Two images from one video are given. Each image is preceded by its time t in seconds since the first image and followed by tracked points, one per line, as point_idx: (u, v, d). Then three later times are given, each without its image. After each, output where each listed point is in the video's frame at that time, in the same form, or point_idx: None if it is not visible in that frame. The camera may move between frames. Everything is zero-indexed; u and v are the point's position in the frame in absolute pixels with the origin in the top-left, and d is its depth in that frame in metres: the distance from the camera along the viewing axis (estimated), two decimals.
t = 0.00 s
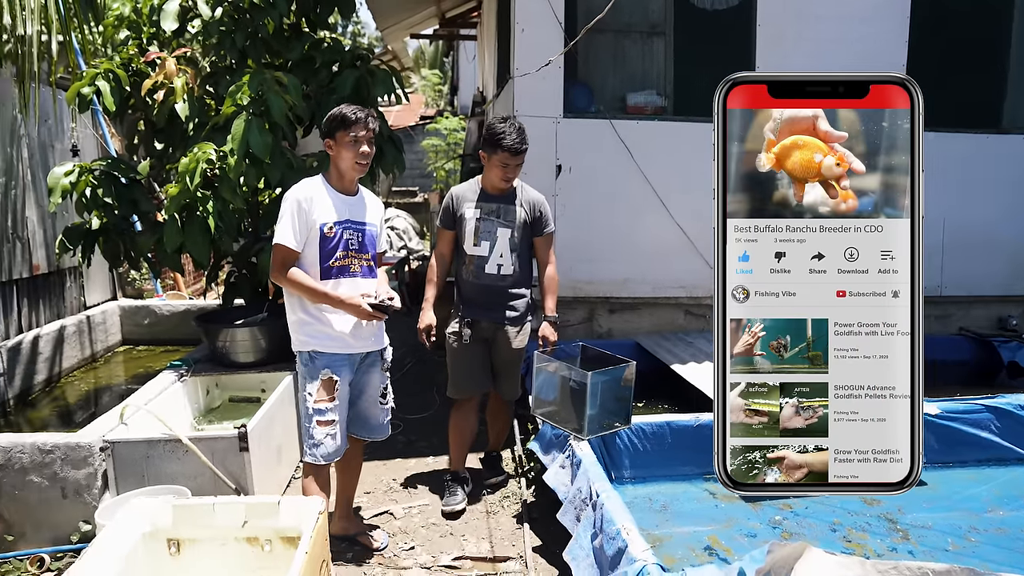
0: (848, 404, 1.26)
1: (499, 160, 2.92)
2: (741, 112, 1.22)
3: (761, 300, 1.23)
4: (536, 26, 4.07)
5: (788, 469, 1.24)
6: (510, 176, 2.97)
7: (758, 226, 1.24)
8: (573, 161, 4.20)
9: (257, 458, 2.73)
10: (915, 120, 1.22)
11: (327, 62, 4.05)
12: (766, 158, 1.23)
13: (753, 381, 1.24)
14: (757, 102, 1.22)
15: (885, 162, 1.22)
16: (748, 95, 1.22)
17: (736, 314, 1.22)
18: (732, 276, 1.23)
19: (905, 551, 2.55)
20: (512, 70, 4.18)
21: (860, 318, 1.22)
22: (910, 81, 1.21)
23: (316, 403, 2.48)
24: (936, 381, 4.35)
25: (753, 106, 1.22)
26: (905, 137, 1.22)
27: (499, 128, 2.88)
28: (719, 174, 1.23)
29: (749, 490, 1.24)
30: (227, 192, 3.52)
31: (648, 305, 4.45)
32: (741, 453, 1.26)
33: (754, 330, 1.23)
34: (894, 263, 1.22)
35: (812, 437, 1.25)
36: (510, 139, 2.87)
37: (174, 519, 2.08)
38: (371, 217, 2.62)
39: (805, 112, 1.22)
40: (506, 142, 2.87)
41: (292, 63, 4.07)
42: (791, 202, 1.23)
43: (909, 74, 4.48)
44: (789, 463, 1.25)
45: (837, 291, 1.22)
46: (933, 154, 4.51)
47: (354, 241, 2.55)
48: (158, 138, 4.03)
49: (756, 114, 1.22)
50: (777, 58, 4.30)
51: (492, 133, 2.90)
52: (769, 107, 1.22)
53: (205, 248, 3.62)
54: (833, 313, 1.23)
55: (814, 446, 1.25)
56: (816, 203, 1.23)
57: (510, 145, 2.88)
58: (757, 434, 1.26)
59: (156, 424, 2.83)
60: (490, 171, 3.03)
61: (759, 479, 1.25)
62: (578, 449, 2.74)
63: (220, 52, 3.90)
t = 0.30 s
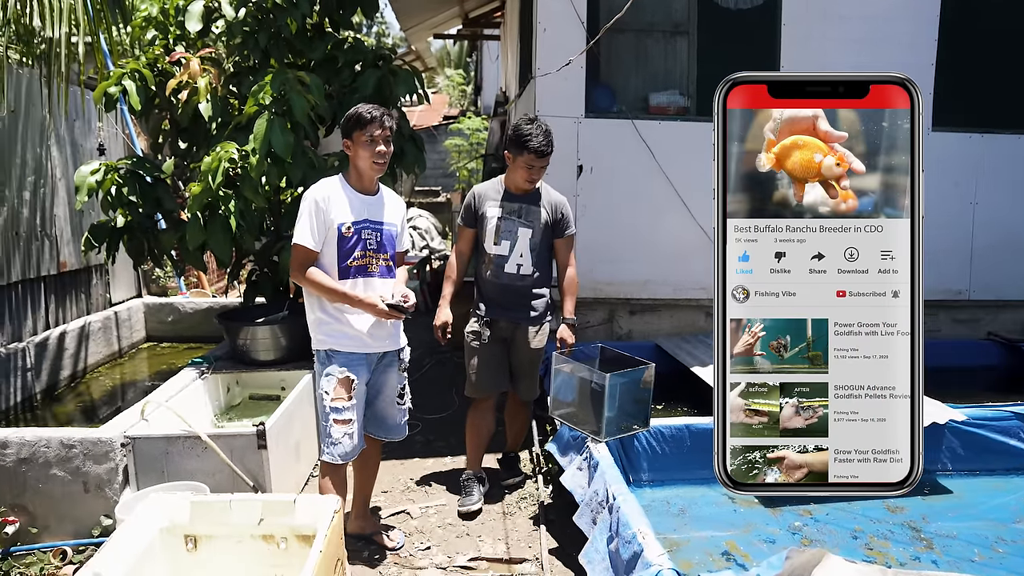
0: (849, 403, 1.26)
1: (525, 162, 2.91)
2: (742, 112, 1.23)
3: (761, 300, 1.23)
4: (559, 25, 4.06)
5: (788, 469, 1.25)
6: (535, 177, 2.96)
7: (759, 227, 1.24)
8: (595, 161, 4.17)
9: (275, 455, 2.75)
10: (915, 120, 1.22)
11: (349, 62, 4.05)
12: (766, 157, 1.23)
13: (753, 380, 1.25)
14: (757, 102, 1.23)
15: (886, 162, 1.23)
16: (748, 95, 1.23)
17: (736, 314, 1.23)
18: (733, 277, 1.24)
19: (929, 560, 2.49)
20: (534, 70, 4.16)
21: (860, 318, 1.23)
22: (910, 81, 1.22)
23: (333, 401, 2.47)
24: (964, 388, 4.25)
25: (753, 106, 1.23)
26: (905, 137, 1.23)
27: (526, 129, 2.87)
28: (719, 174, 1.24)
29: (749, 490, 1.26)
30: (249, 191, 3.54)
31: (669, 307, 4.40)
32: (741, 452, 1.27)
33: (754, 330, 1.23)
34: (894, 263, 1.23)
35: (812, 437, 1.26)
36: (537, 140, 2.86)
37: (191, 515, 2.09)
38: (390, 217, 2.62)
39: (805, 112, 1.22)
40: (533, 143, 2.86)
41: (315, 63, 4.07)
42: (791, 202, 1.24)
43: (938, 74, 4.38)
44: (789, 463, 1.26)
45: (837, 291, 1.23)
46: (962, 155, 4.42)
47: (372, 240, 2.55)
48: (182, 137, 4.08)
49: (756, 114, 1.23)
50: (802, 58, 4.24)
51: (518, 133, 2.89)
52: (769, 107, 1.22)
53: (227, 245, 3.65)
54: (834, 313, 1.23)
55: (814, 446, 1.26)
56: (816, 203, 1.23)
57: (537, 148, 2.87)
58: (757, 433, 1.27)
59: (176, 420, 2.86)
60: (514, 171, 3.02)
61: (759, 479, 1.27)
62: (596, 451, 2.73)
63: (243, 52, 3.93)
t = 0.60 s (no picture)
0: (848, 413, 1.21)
1: (555, 167, 2.86)
2: (741, 121, 1.17)
3: (761, 310, 1.17)
4: (581, 24, 4.00)
5: (788, 480, 1.19)
6: (563, 181, 2.91)
7: (758, 235, 1.18)
8: (618, 162, 4.10)
9: (293, 459, 2.72)
10: (915, 129, 1.16)
11: (370, 62, 4.03)
12: (766, 167, 1.17)
13: (753, 392, 1.19)
14: (757, 111, 1.17)
15: (885, 171, 1.17)
16: (747, 104, 1.17)
17: (735, 324, 1.17)
18: (732, 286, 1.17)
19: None
20: (556, 69, 4.10)
21: (861, 328, 1.17)
22: (910, 90, 1.16)
23: (352, 405, 2.44)
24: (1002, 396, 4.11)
25: (753, 116, 1.17)
26: (905, 146, 1.17)
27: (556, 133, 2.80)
28: (719, 183, 1.17)
29: (749, 500, 1.19)
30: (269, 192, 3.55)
31: (693, 310, 4.32)
32: (741, 462, 1.21)
33: (754, 340, 1.17)
34: (894, 272, 1.17)
35: (812, 446, 1.21)
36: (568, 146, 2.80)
37: (206, 521, 2.08)
38: (409, 219, 2.58)
39: (805, 121, 1.16)
40: (564, 149, 2.81)
41: (336, 64, 4.06)
42: (791, 212, 1.18)
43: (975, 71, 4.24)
44: (789, 473, 1.19)
45: (837, 300, 1.17)
46: (999, 154, 4.27)
47: (392, 243, 2.52)
48: (204, 138, 4.07)
49: (756, 124, 1.16)
50: (832, 55, 4.12)
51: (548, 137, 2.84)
52: (769, 116, 1.16)
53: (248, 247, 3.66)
54: (834, 323, 1.17)
55: (814, 456, 1.20)
56: (816, 212, 1.17)
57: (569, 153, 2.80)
58: (757, 444, 1.20)
59: (194, 423, 2.86)
60: (542, 174, 2.96)
61: (758, 490, 1.20)
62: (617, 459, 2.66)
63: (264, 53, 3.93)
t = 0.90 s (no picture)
0: (848, 512, 1.31)
1: (591, 178, 2.82)
2: (742, 224, 1.28)
3: (762, 413, 1.28)
4: (614, 29, 3.94)
5: None
6: (599, 192, 2.87)
7: (759, 339, 1.29)
8: (651, 168, 4.04)
9: (321, 468, 2.73)
10: (914, 232, 1.26)
11: (401, 68, 4.03)
12: (766, 269, 1.27)
13: (753, 493, 1.31)
14: (757, 215, 1.27)
15: (885, 275, 1.27)
16: (749, 208, 1.27)
17: (737, 427, 1.29)
18: (735, 389, 1.29)
19: None
20: (588, 75, 4.05)
21: (859, 431, 1.29)
22: (908, 195, 1.26)
23: (382, 417, 2.44)
24: None
25: (753, 219, 1.27)
26: (905, 249, 1.27)
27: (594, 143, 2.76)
28: (722, 286, 1.27)
29: None
30: (301, 200, 3.57)
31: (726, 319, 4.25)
32: (741, 564, 1.34)
33: (754, 443, 1.29)
34: (893, 374, 1.27)
35: (812, 547, 1.32)
36: (606, 156, 2.76)
37: (233, 531, 2.09)
38: (438, 229, 2.57)
39: (804, 224, 1.27)
40: (601, 158, 2.76)
41: (367, 70, 4.05)
42: (791, 312, 1.29)
43: None
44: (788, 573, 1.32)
45: (837, 402, 1.28)
46: None
47: (421, 253, 2.51)
48: (236, 145, 4.11)
49: (756, 226, 1.27)
50: (872, 59, 4.01)
51: (585, 147, 2.79)
52: (769, 219, 1.27)
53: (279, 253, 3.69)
54: (832, 425, 1.28)
55: (813, 557, 1.32)
56: (816, 313, 1.28)
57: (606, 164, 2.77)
58: (758, 545, 1.32)
59: (225, 430, 2.88)
60: (576, 182, 2.92)
61: None
62: (647, 474, 2.61)
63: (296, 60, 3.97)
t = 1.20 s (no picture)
0: None
1: (617, 185, 2.80)
2: None
3: None
4: (640, 32, 3.89)
5: None
6: (625, 198, 2.85)
7: None
8: (676, 172, 3.98)
9: (343, 470, 2.74)
10: None
11: (426, 71, 4.03)
12: None
13: None
14: None
15: None
16: None
17: None
18: None
19: None
20: (613, 78, 4.00)
21: None
22: None
23: (405, 422, 2.43)
24: None
25: None
26: None
27: (621, 149, 2.74)
28: None
29: None
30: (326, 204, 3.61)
31: (753, 324, 4.18)
32: None
33: None
34: None
35: None
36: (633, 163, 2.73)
37: (253, 534, 2.10)
38: (460, 234, 2.56)
39: None
40: (627, 165, 2.74)
41: (392, 74, 4.06)
42: None
43: None
44: None
45: None
46: None
47: (444, 258, 2.50)
48: (263, 149, 4.14)
49: None
50: (904, 60, 3.93)
51: (612, 152, 2.77)
52: None
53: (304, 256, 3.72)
54: None
55: None
56: None
57: (633, 171, 2.74)
58: None
59: (248, 433, 2.91)
60: (602, 188, 2.91)
61: None
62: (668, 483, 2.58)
63: (322, 64, 3.99)
